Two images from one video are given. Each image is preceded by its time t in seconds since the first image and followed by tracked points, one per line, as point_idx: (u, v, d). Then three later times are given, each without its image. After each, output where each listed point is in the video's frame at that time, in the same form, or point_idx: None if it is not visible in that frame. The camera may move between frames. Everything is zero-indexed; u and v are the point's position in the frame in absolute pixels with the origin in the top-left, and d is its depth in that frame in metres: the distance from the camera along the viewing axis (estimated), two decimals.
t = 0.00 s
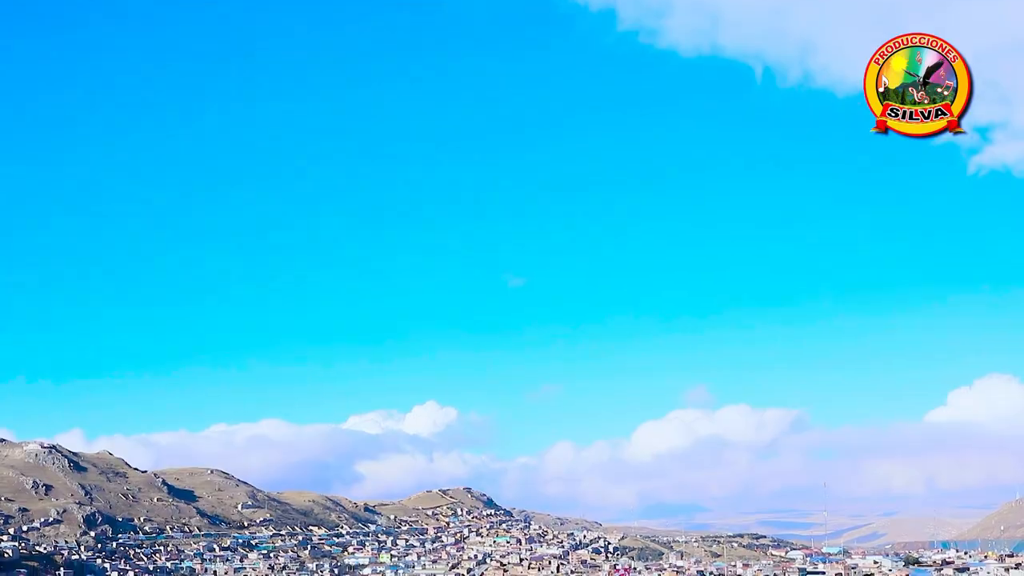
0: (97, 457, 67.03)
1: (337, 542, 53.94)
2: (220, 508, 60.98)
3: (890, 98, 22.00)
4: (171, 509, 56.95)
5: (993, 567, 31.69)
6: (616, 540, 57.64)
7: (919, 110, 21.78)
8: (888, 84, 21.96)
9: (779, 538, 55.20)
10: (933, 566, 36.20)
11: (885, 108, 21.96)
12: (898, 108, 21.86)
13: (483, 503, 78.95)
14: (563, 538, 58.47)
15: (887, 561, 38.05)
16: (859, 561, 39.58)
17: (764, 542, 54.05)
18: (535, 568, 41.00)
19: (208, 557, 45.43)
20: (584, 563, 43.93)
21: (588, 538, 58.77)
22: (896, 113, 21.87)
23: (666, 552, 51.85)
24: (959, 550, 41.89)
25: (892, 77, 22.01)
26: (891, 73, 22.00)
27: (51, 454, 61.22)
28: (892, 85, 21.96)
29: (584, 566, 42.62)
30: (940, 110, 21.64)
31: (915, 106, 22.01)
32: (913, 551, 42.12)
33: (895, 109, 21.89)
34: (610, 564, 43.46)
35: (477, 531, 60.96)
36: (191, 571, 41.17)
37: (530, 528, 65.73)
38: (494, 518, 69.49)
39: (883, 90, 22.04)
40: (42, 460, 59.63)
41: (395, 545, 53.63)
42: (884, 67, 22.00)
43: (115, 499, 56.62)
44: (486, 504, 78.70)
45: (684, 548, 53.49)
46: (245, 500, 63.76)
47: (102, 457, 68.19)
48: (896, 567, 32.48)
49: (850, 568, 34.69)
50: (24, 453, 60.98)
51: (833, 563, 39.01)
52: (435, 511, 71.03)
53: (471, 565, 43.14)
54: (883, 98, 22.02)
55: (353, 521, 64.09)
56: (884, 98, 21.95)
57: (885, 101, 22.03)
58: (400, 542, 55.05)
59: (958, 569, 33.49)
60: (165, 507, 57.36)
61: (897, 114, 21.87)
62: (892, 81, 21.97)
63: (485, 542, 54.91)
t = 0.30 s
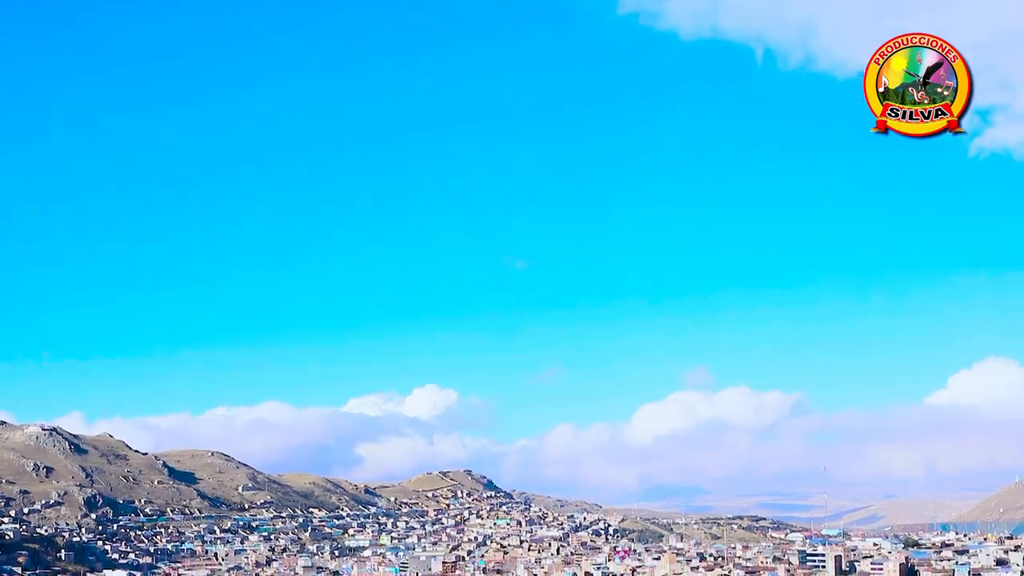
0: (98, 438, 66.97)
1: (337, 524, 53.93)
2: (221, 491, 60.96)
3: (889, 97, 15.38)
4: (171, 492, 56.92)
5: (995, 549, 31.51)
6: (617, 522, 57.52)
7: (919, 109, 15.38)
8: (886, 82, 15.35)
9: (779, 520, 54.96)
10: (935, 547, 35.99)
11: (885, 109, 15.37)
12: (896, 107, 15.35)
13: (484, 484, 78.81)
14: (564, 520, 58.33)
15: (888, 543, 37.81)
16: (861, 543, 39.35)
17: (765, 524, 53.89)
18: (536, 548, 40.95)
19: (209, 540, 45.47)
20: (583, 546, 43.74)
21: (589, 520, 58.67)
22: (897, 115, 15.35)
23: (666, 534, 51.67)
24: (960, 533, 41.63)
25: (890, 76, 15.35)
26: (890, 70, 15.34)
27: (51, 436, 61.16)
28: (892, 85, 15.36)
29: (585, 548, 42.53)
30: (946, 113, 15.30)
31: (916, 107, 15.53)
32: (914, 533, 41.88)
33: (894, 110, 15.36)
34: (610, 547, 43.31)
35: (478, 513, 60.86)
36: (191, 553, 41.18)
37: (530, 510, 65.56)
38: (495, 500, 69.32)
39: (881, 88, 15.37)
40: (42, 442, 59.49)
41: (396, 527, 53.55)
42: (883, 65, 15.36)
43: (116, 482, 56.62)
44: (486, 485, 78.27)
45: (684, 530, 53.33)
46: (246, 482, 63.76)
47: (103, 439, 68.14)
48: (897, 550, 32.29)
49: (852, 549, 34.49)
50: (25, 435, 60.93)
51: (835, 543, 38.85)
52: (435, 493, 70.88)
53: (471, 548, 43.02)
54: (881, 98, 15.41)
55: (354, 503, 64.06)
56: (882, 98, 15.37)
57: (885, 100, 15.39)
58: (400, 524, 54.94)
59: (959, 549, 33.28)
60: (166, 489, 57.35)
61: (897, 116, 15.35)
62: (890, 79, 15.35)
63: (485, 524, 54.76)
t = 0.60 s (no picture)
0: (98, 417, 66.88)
1: (338, 503, 53.91)
2: (221, 469, 61.02)
3: (888, 96, 11.63)
4: (172, 471, 56.88)
5: (995, 528, 31.35)
6: (617, 501, 57.52)
7: (920, 109, 11.65)
8: (884, 81, 11.63)
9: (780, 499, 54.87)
10: (935, 525, 35.95)
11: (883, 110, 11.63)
12: (897, 106, 11.62)
13: (485, 462, 78.77)
14: (565, 499, 58.32)
15: (888, 522, 37.71)
16: (861, 522, 39.32)
17: (765, 503, 53.89)
18: (537, 527, 40.94)
19: (210, 519, 45.47)
20: (583, 525, 43.60)
21: (589, 498, 58.72)
22: (895, 117, 11.60)
23: (667, 513, 51.71)
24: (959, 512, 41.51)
25: (886, 71, 11.65)
26: (888, 65, 11.62)
27: (51, 416, 61.03)
28: (892, 84, 11.62)
29: (585, 527, 42.49)
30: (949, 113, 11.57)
31: (916, 108, 11.70)
32: (913, 512, 41.76)
33: (894, 111, 11.62)
34: (609, 526, 43.23)
35: (478, 492, 60.83)
36: (192, 533, 41.13)
37: (531, 489, 65.53)
38: (495, 479, 69.29)
39: (879, 87, 11.63)
40: (43, 422, 59.46)
41: (397, 506, 53.53)
42: (881, 60, 11.62)
43: (116, 461, 56.66)
44: (487, 465, 78.15)
45: (684, 509, 53.28)
46: (246, 461, 63.76)
47: (103, 418, 68.03)
48: (897, 529, 32.18)
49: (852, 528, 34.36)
50: (25, 415, 60.84)
51: (836, 522, 38.85)
52: (435, 471, 70.90)
53: (470, 527, 42.90)
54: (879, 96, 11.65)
55: (354, 482, 64.07)
56: (880, 96, 11.62)
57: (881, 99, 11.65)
58: (401, 503, 54.90)
59: (958, 527, 33.21)
60: (167, 469, 57.31)
61: (896, 117, 11.61)
62: (888, 76, 11.63)
63: (485, 503, 54.70)
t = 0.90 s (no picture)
0: (99, 397, 66.90)
1: (338, 483, 53.97)
2: (222, 449, 61.18)
3: (885, 98, 9.44)
4: (172, 451, 56.89)
5: (994, 507, 31.33)
6: (616, 481, 57.62)
7: (924, 113, 9.40)
8: (881, 81, 9.43)
9: (779, 479, 54.93)
10: (934, 505, 35.99)
11: (877, 113, 9.44)
12: (895, 108, 9.41)
13: (484, 442, 78.83)
14: (565, 479, 58.35)
15: (887, 502, 37.73)
16: (860, 501, 39.35)
17: (765, 482, 53.99)
18: (537, 506, 41.00)
19: (210, 498, 45.53)
20: (583, 504, 43.55)
21: (589, 477, 58.69)
22: (894, 121, 9.40)
23: (667, 492, 51.76)
24: (958, 491, 41.51)
25: (881, 69, 9.44)
26: (885, 62, 9.41)
27: (51, 396, 61.01)
28: (893, 84, 9.41)
29: (586, 506, 42.55)
30: (958, 117, 9.28)
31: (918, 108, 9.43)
32: (913, 492, 41.75)
33: (891, 114, 9.42)
34: (609, 505, 43.22)
35: (478, 472, 60.92)
36: (192, 512, 41.13)
37: (530, 469, 65.60)
38: (495, 458, 69.31)
39: (874, 88, 9.45)
40: (44, 402, 59.55)
41: (397, 486, 53.60)
42: (877, 56, 9.42)
43: (117, 441, 56.79)
44: (487, 445, 78.26)
45: (683, 489, 53.36)
46: (246, 441, 63.80)
47: (103, 397, 67.97)
48: (896, 508, 32.17)
49: (852, 507, 34.42)
50: (25, 394, 60.79)
51: (836, 501, 38.96)
52: (436, 451, 71.04)
53: (471, 506, 42.86)
54: (874, 98, 9.48)
55: (354, 461, 64.12)
56: (875, 98, 9.44)
57: (877, 102, 9.46)
58: (401, 483, 54.96)
59: (958, 507, 33.30)
60: (167, 449, 57.32)
61: (896, 122, 9.41)
62: (886, 74, 9.42)
63: (485, 483, 54.75)
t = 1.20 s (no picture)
0: (99, 374, 66.97)
1: (339, 461, 54.12)
2: (223, 427, 61.29)
3: (884, 98, 8.96)
4: (173, 429, 56.99)
5: (994, 486, 31.43)
6: (616, 458, 57.78)
7: (925, 112, 8.91)
8: (882, 81, 8.93)
9: (779, 457, 55.03)
10: (934, 484, 36.06)
11: (877, 113, 8.97)
12: (894, 108, 8.93)
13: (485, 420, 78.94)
14: (565, 457, 58.47)
15: (887, 480, 37.77)
16: (859, 479, 39.43)
17: (764, 461, 54.18)
18: (537, 484, 41.13)
19: (211, 476, 45.64)
20: (583, 482, 43.62)
21: (589, 456, 58.84)
22: (894, 121, 8.92)
23: (667, 470, 51.91)
24: (957, 470, 41.58)
25: (882, 71, 8.93)
26: (886, 61, 8.91)
27: (52, 374, 61.08)
28: (893, 84, 8.90)
29: (586, 485, 42.60)
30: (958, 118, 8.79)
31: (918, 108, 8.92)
32: (912, 471, 41.83)
33: (890, 114, 8.95)
34: (610, 483, 43.27)
35: (479, 450, 61.03)
36: (194, 491, 41.26)
37: (531, 446, 65.69)
38: (495, 436, 69.38)
39: (874, 88, 8.95)
40: (45, 379, 59.61)
41: (397, 464, 53.72)
42: (876, 56, 8.91)
43: (118, 419, 56.89)
44: (487, 422, 78.45)
45: (683, 466, 53.50)
46: (247, 418, 63.91)
47: (103, 375, 68.02)
48: (896, 486, 32.25)
49: (851, 486, 34.55)
50: (26, 372, 60.86)
51: (836, 479, 39.11)
52: (436, 429, 71.17)
53: (471, 484, 42.94)
54: (874, 98, 8.98)
55: (355, 439, 64.24)
56: (875, 97, 8.95)
57: (876, 102, 8.98)
58: (402, 461, 55.10)
59: (957, 486, 33.43)
60: (168, 427, 57.43)
61: (895, 122, 8.93)
62: (887, 74, 8.91)
63: (485, 461, 54.86)
